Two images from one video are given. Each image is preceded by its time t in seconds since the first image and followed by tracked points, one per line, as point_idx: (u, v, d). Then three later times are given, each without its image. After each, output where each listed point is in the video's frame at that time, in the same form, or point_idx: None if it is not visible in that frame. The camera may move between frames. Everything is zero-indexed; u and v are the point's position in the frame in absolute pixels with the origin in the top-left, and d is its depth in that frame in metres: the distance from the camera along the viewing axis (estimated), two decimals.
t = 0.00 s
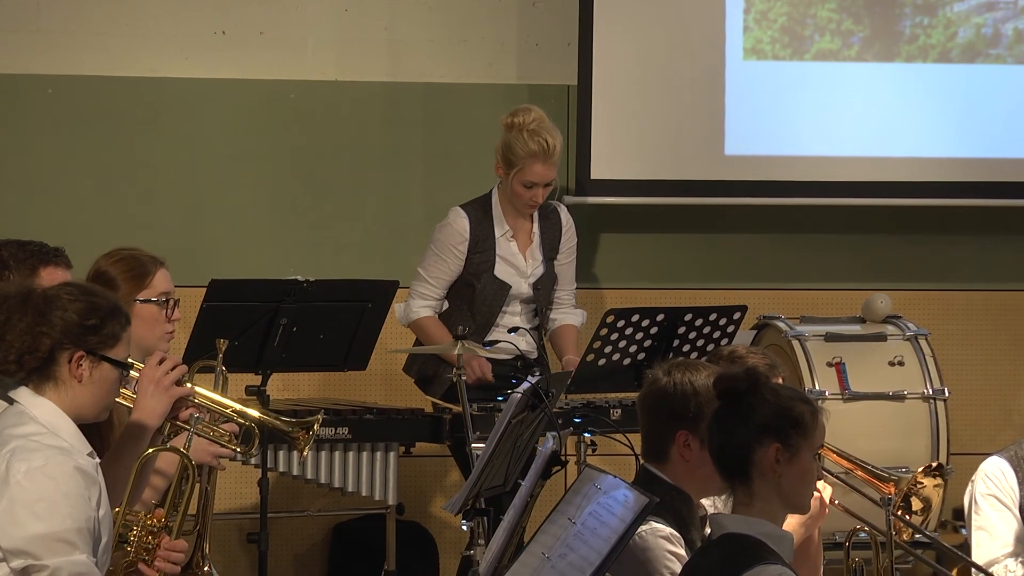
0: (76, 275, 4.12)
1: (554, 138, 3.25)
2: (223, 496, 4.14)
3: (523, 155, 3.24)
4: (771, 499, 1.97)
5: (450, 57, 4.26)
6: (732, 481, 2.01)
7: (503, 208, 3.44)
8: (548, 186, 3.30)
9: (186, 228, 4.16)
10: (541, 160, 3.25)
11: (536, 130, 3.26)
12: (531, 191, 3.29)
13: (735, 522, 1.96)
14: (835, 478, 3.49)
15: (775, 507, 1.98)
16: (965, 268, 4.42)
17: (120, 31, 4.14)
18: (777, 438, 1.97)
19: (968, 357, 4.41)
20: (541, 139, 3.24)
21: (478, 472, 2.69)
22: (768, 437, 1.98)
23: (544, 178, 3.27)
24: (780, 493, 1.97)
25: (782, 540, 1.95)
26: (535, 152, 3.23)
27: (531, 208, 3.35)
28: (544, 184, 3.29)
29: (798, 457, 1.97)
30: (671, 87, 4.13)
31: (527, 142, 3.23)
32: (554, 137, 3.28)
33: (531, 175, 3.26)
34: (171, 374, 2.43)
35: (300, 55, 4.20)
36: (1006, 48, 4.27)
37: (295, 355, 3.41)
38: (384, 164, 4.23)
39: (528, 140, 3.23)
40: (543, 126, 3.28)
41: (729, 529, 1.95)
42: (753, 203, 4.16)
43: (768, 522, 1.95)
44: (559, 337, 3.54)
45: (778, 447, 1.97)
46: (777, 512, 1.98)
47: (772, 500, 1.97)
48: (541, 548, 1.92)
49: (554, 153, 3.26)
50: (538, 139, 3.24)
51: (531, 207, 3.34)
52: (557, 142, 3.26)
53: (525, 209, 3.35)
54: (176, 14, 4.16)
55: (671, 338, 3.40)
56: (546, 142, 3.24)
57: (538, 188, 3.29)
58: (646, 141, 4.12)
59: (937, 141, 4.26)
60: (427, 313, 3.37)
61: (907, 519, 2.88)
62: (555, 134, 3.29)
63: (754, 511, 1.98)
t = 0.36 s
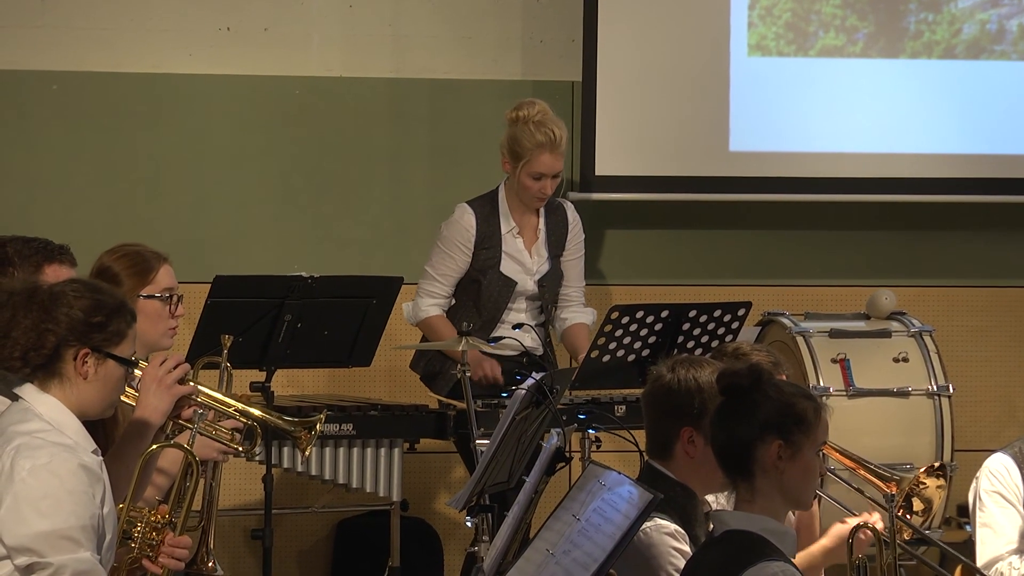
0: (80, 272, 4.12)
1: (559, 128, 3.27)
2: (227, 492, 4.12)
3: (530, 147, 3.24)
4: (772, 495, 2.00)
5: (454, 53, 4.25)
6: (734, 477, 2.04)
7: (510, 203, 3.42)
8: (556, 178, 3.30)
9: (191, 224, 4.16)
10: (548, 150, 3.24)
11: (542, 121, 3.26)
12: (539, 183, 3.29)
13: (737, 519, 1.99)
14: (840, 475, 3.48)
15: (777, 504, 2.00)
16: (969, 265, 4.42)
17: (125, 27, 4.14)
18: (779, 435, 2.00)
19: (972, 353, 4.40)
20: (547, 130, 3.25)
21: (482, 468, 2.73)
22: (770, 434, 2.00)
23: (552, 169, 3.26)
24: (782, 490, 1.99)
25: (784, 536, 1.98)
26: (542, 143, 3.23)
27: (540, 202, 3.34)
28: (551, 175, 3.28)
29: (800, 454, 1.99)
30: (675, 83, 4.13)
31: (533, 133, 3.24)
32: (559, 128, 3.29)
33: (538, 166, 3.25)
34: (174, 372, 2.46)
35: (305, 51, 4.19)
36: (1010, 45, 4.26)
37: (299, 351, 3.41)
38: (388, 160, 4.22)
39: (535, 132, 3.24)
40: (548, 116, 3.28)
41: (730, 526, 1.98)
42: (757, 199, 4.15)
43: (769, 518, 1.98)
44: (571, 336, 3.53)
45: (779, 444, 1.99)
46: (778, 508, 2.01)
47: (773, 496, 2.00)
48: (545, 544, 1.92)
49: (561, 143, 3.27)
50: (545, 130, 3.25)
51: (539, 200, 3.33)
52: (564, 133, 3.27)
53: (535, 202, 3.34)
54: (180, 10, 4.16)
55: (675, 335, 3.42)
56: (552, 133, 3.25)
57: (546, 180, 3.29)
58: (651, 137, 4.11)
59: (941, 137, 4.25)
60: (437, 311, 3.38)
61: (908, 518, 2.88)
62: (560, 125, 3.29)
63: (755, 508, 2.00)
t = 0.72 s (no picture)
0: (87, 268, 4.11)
1: (567, 116, 3.28)
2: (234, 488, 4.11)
3: (540, 134, 3.24)
4: (779, 492, 2.04)
5: (462, 49, 4.25)
6: (741, 473, 2.07)
7: (523, 197, 3.42)
8: (568, 164, 3.29)
9: (200, 220, 4.15)
10: (559, 137, 3.25)
11: (550, 109, 3.28)
12: (551, 170, 3.28)
13: (744, 515, 2.03)
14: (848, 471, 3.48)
15: (784, 500, 2.04)
16: (976, 261, 4.41)
17: (132, 23, 4.13)
18: (786, 432, 2.03)
19: (979, 350, 4.40)
20: (556, 117, 3.26)
21: (490, 464, 2.77)
22: (777, 430, 2.03)
23: (563, 155, 3.26)
24: (789, 486, 2.03)
25: (791, 532, 2.02)
26: (552, 129, 3.25)
27: (552, 190, 3.32)
28: (563, 162, 3.27)
29: (807, 451, 2.03)
30: (683, 79, 4.12)
31: (542, 121, 3.25)
32: (566, 115, 3.30)
33: (549, 153, 3.25)
34: (181, 367, 2.50)
35: (312, 47, 4.19)
36: (1018, 41, 4.25)
37: (306, 347, 3.41)
38: (396, 156, 4.22)
39: (545, 120, 3.25)
40: (555, 105, 3.30)
41: (739, 522, 2.00)
42: (764, 195, 4.15)
43: (777, 514, 2.02)
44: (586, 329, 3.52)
45: (786, 440, 2.03)
46: (785, 504, 2.04)
47: (780, 492, 2.04)
48: (552, 540, 1.92)
49: (570, 130, 3.28)
50: (553, 118, 3.27)
51: (551, 189, 3.31)
52: (572, 120, 3.29)
53: (548, 191, 3.31)
54: (188, 6, 4.15)
55: (683, 331, 3.43)
56: (561, 120, 3.26)
57: (558, 167, 3.28)
58: (658, 133, 4.11)
59: (949, 133, 4.25)
60: (454, 307, 3.34)
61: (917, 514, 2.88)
62: (567, 112, 3.31)
63: (762, 504, 2.04)
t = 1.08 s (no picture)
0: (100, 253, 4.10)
1: (594, 112, 3.24)
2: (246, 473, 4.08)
3: (565, 129, 3.21)
4: (794, 477, 2.05)
5: (476, 35, 4.23)
6: (756, 458, 2.08)
7: (541, 183, 3.39)
8: (589, 161, 3.28)
9: (214, 205, 4.13)
10: (584, 133, 3.22)
11: (578, 104, 3.24)
12: (572, 165, 3.26)
13: (759, 501, 2.04)
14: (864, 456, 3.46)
15: (799, 485, 2.05)
16: (991, 246, 4.38)
17: (145, 8, 4.11)
18: (801, 417, 2.03)
19: (994, 335, 4.37)
20: (584, 113, 3.22)
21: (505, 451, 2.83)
22: (791, 416, 2.04)
23: (586, 152, 3.24)
24: (803, 471, 2.04)
25: (806, 518, 2.04)
26: (578, 126, 3.21)
27: (571, 184, 3.31)
28: (585, 158, 3.26)
29: (822, 436, 2.03)
30: (697, 63, 4.09)
31: (569, 116, 3.21)
32: (594, 111, 3.27)
33: (572, 149, 3.23)
34: (195, 351, 2.58)
35: (325, 33, 4.17)
36: None
37: (320, 332, 3.40)
38: (411, 141, 4.21)
39: (571, 115, 3.21)
40: (583, 99, 3.26)
41: (753, 508, 2.04)
42: (777, 181, 4.13)
43: (793, 501, 2.03)
44: (602, 318, 3.51)
45: (801, 426, 2.03)
46: (800, 489, 2.05)
47: (795, 477, 2.05)
48: (568, 526, 1.96)
49: (596, 126, 3.25)
50: (580, 113, 3.23)
51: (571, 183, 3.30)
52: (598, 116, 3.25)
53: (566, 186, 3.31)
54: None
55: (697, 316, 3.41)
56: (588, 116, 3.23)
57: (579, 163, 3.26)
58: (673, 117, 4.08)
59: (963, 118, 4.23)
60: (480, 297, 3.29)
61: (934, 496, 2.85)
62: (595, 108, 3.27)
63: (777, 490, 2.05)
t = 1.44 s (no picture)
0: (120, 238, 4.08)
1: (618, 91, 3.24)
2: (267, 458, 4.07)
3: (589, 108, 3.21)
4: (815, 462, 2.04)
5: (496, 20, 4.21)
6: (777, 443, 2.08)
7: (565, 165, 3.39)
8: (613, 140, 3.28)
9: (235, 188, 4.12)
10: (607, 112, 3.22)
11: (600, 84, 3.24)
12: (596, 144, 3.26)
13: (780, 485, 2.03)
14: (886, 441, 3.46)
15: (821, 470, 2.04)
16: (1012, 232, 4.37)
17: None
18: (822, 402, 2.03)
19: (1015, 321, 4.36)
20: (606, 92, 3.23)
21: (527, 435, 2.90)
22: (812, 401, 2.03)
23: (610, 131, 3.24)
24: (825, 456, 2.03)
25: (827, 503, 2.02)
26: (601, 105, 3.21)
27: (596, 164, 3.31)
28: (609, 137, 3.26)
29: (843, 421, 2.02)
30: (719, 48, 4.07)
31: (592, 95, 3.22)
32: (617, 91, 3.27)
33: (595, 128, 3.23)
34: (216, 336, 2.61)
35: (346, 17, 4.15)
36: None
37: (341, 317, 3.40)
38: (432, 124, 4.19)
39: (594, 93, 3.22)
40: (606, 79, 3.26)
41: (774, 492, 2.03)
42: (798, 165, 4.11)
43: (816, 486, 2.02)
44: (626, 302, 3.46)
45: (823, 411, 2.02)
46: (821, 474, 2.04)
47: (815, 461, 2.04)
48: (589, 510, 2.07)
49: (619, 105, 3.24)
50: (603, 92, 3.23)
51: (595, 163, 3.30)
52: (622, 95, 3.25)
53: (592, 166, 3.31)
54: None
55: (718, 301, 3.40)
56: (611, 95, 3.23)
57: (603, 142, 3.26)
58: (695, 102, 4.05)
59: (985, 103, 4.21)
60: (507, 277, 3.28)
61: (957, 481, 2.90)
62: (618, 88, 3.27)
63: (798, 474, 2.05)
